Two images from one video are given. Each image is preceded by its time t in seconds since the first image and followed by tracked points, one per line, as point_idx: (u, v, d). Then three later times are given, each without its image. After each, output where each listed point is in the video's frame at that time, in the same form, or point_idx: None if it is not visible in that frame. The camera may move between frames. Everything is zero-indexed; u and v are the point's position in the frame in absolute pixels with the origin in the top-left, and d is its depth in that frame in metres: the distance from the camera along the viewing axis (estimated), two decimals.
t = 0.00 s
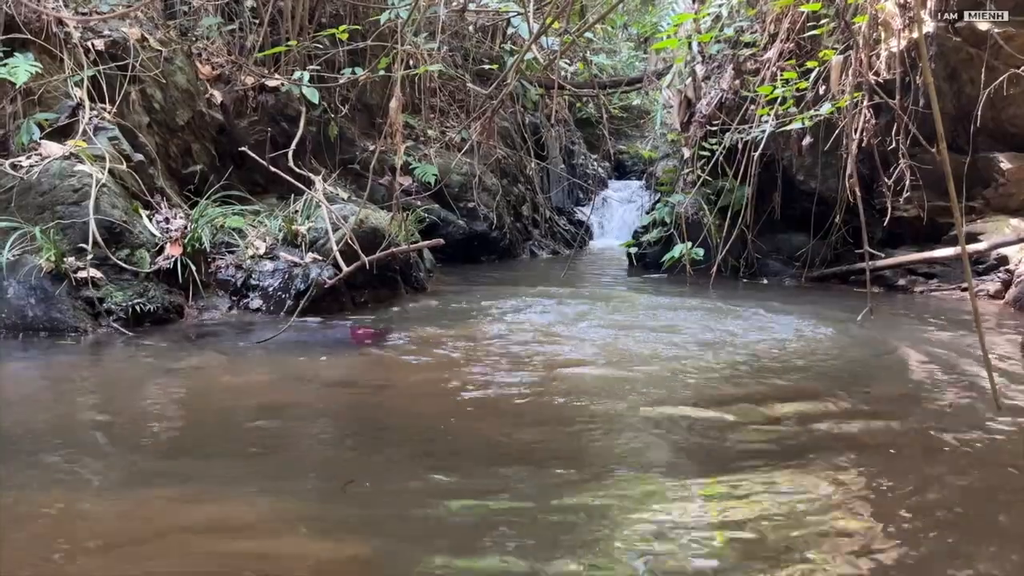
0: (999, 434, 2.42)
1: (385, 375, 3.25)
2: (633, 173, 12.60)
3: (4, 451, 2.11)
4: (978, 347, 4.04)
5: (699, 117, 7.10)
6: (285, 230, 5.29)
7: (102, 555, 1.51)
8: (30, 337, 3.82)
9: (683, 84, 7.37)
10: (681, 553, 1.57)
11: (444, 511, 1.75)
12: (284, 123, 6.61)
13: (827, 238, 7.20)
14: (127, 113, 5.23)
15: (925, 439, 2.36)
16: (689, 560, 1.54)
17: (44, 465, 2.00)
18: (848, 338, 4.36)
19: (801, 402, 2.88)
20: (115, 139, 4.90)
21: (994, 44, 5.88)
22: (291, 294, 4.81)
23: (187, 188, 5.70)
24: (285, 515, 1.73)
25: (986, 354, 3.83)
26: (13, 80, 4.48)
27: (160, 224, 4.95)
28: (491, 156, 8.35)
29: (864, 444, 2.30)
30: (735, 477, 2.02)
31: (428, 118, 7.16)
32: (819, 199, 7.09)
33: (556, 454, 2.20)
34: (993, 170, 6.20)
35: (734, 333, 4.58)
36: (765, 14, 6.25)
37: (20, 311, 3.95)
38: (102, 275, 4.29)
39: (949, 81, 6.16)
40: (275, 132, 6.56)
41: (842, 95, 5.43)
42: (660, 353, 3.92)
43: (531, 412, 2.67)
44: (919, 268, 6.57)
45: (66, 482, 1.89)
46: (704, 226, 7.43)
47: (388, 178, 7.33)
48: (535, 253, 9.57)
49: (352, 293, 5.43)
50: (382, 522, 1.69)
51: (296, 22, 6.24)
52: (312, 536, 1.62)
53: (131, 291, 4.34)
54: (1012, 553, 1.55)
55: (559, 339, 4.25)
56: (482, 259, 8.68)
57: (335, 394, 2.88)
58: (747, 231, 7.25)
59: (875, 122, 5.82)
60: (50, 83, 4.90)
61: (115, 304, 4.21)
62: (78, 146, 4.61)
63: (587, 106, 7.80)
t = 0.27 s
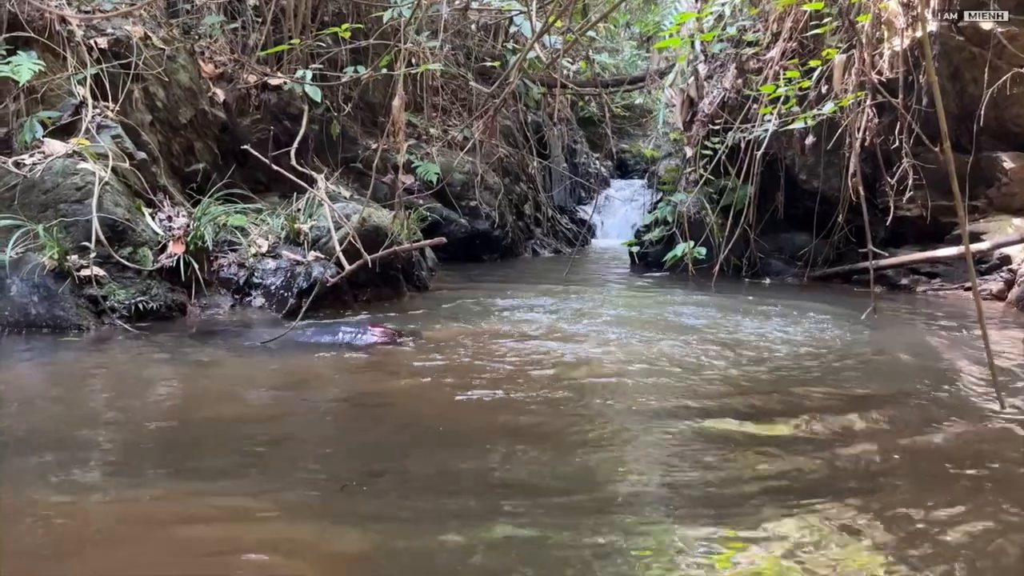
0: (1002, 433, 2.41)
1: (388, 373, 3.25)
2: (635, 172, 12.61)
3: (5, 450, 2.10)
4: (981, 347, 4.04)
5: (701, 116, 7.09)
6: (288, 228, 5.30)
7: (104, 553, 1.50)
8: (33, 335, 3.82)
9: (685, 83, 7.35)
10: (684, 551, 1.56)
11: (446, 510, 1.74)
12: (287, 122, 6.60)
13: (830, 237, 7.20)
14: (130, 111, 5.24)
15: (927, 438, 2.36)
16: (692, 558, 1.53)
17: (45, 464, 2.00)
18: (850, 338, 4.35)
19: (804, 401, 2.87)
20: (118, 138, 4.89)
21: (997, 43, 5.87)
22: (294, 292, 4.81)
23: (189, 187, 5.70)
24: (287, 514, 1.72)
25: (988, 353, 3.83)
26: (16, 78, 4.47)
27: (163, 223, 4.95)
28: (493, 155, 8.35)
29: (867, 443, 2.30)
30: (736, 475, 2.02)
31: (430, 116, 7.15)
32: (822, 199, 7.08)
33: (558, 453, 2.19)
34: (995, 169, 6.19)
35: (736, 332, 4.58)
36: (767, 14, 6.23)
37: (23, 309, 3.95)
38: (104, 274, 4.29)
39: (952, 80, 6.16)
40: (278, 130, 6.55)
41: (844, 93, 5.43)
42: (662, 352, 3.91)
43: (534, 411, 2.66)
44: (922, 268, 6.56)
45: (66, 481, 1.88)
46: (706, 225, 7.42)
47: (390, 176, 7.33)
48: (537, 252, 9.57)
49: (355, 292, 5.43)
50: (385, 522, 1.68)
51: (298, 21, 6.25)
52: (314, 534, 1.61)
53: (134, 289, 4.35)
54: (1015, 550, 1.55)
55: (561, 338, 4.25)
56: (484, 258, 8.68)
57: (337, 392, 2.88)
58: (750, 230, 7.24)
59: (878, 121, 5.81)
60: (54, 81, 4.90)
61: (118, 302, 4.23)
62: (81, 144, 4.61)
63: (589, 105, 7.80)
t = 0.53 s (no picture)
0: (1005, 434, 2.41)
1: (390, 372, 3.25)
2: (639, 170, 12.59)
3: (11, 448, 2.11)
4: (985, 347, 4.03)
5: (705, 114, 7.07)
6: (291, 226, 5.29)
7: (111, 554, 1.50)
8: (38, 332, 3.87)
9: (689, 82, 7.33)
10: (691, 552, 1.56)
11: (448, 509, 1.75)
12: (290, 120, 6.61)
13: (833, 236, 7.20)
14: (134, 110, 5.24)
15: (929, 438, 2.35)
16: (700, 559, 1.53)
17: (51, 463, 2.00)
18: (854, 337, 4.35)
19: (807, 400, 2.87)
20: (122, 136, 4.89)
21: (1002, 41, 5.85)
22: (298, 290, 4.89)
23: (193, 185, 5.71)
24: (293, 514, 1.72)
25: (993, 354, 3.82)
26: (20, 76, 4.48)
27: (167, 221, 4.94)
28: (496, 153, 8.34)
29: (869, 444, 2.29)
30: (741, 474, 2.02)
31: (434, 115, 7.15)
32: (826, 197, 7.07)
33: (563, 451, 2.19)
34: (1000, 168, 6.18)
35: (740, 331, 4.57)
36: (772, 12, 6.21)
37: (28, 307, 3.99)
38: (109, 272, 4.29)
39: (957, 79, 6.14)
40: (281, 129, 6.56)
41: (849, 92, 5.41)
42: (666, 351, 3.92)
43: (538, 409, 2.66)
44: (926, 267, 6.55)
45: (72, 480, 1.89)
46: (710, 224, 7.42)
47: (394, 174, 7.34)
48: (540, 250, 9.57)
49: (358, 290, 5.44)
50: (392, 521, 1.68)
51: (302, 19, 6.25)
52: (322, 535, 1.62)
53: (138, 287, 4.36)
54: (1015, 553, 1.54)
55: (564, 337, 4.25)
56: (488, 256, 8.68)
57: (340, 391, 2.89)
58: (753, 229, 7.23)
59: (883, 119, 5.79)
60: (58, 80, 4.90)
61: (122, 300, 4.23)
62: (85, 142, 4.61)
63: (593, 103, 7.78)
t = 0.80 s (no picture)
0: (1014, 433, 2.39)
1: (396, 371, 3.25)
2: (645, 170, 12.58)
3: (16, 446, 2.11)
4: (994, 347, 4.00)
5: (712, 114, 7.06)
6: (297, 226, 5.31)
7: (113, 548, 1.50)
8: (45, 331, 3.90)
9: (696, 81, 7.31)
10: (693, 547, 1.55)
11: (452, 507, 1.74)
12: (297, 120, 6.62)
13: (840, 236, 7.17)
14: (141, 109, 5.25)
15: (938, 437, 2.34)
16: (702, 553, 1.52)
17: (55, 460, 2.01)
18: (861, 338, 4.33)
19: (814, 400, 2.86)
20: (130, 135, 4.91)
21: (1010, 40, 5.82)
22: (304, 290, 4.90)
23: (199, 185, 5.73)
24: (297, 510, 1.72)
25: (1002, 354, 3.79)
26: (28, 75, 4.50)
27: (174, 220, 4.94)
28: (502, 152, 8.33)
29: (877, 443, 2.28)
30: (745, 473, 2.01)
31: (440, 114, 7.15)
32: (833, 197, 7.05)
33: (567, 450, 2.19)
34: (1008, 167, 6.15)
35: (747, 331, 4.55)
36: (778, 11, 6.20)
37: (36, 306, 4.00)
38: (116, 271, 4.30)
39: (965, 77, 6.12)
40: (287, 128, 6.57)
41: (856, 91, 5.39)
42: (671, 351, 3.91)
43: (542, 408, 2.66)
44: (934, 266, 6.52)
45: (77, 477, 1.89)
46: (716, 223, 7.40)
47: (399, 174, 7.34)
48: (546, 250, 9.57)
49: (365, 290, 5.45)
50: (394, 517, 1.68)
51: (308, 19, 6.26)
52: (323, 529, 1.61)
53: (145, 286, 4.37)
54: None
55: (569, 336, 4.25)
56: (494, 256, 8.68)
57: (345, 390, 2.89)
58: (759, 229, 7.21)
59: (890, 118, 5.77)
60: (65, 80, 4.92)
61: (130, 299, 4.25)
62: (93, 142, 4.62)
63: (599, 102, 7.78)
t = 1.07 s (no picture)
0: None
1: (404, 370, 3.26)
2: (654, 170, 12.56)
3: (26, 445, 2.13)
4: (1005, 347, 3.98)
5: (721, 113, 7.04)
6: (306, 226, 5.33)
7: (120, 547, 1.51)
8: (56, 331, 3.93)
9: (705, 80, 7.29)
10: (700, 547, 1.54)
11: (459, 504, 1.74)
12: (306, 120, 6.65)
13: (850, 235, 7.15)
14: (151, 109, 5.28)
15: (947, 437, 2.33)
16: (709, 553, 1.51)
17: (64, 459, 2.02)
18: (871, 337, 4.31)
19: (823, 399, 2.85)
20: (140, 135, 4.93)
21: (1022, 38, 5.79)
22: (313, 290, 4.91)
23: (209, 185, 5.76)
24: (304, 507, 1.73)
25: (1013, 354, 3.77)
26: (40, 76, 4.53)
27: (184, 220, 4.96)
28: (510, 152, 8.33)
29: (886, 442, 2.27)
30: (753, 472, 2.00)
31: (449, 113, 7.15)
32: (843, 196, 7.02)
33: (573, 448, 2.18)
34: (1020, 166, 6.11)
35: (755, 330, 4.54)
36: (788, 10, 6.17)
37: (47, 305, 4.04)
38: (126, 271, 4.32)
39: (976, 76, 6.08)
40: (296, 128, 6.59)
41: (867, 90, 5.37)
42: (679, 351, 3.90)
43: (550, 408, 2.66)
44: (944, 266, 6.49)
45: (85, 476, 1.90)
46: (725, 223, 7.38)
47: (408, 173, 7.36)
48: (555, 249, 9.56)
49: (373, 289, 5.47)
50: (401, 515, 1.68)
51: (317, 19, 6.27)
52: (328, 528, 1.61)
53: (155, 285, 4.39)
54: None
55: (577, 335, 4.25)
56: (502, 255, 8.69)
57: (353, 389, 2.90)
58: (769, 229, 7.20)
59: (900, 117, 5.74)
60: (76, 80, 4.94)
61: (140, 299, 4.26)
62: (104, 142, 4.65)
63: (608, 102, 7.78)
